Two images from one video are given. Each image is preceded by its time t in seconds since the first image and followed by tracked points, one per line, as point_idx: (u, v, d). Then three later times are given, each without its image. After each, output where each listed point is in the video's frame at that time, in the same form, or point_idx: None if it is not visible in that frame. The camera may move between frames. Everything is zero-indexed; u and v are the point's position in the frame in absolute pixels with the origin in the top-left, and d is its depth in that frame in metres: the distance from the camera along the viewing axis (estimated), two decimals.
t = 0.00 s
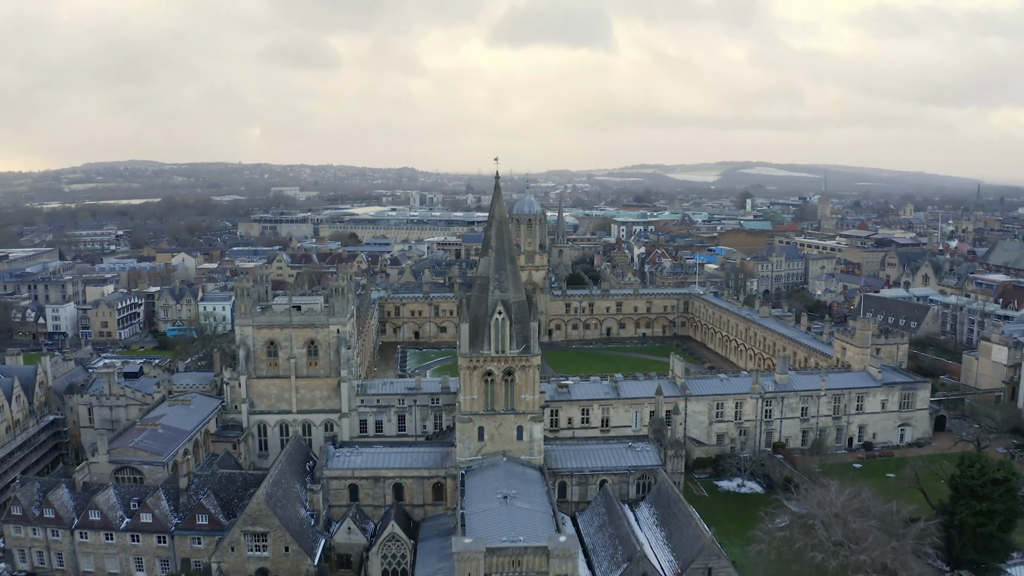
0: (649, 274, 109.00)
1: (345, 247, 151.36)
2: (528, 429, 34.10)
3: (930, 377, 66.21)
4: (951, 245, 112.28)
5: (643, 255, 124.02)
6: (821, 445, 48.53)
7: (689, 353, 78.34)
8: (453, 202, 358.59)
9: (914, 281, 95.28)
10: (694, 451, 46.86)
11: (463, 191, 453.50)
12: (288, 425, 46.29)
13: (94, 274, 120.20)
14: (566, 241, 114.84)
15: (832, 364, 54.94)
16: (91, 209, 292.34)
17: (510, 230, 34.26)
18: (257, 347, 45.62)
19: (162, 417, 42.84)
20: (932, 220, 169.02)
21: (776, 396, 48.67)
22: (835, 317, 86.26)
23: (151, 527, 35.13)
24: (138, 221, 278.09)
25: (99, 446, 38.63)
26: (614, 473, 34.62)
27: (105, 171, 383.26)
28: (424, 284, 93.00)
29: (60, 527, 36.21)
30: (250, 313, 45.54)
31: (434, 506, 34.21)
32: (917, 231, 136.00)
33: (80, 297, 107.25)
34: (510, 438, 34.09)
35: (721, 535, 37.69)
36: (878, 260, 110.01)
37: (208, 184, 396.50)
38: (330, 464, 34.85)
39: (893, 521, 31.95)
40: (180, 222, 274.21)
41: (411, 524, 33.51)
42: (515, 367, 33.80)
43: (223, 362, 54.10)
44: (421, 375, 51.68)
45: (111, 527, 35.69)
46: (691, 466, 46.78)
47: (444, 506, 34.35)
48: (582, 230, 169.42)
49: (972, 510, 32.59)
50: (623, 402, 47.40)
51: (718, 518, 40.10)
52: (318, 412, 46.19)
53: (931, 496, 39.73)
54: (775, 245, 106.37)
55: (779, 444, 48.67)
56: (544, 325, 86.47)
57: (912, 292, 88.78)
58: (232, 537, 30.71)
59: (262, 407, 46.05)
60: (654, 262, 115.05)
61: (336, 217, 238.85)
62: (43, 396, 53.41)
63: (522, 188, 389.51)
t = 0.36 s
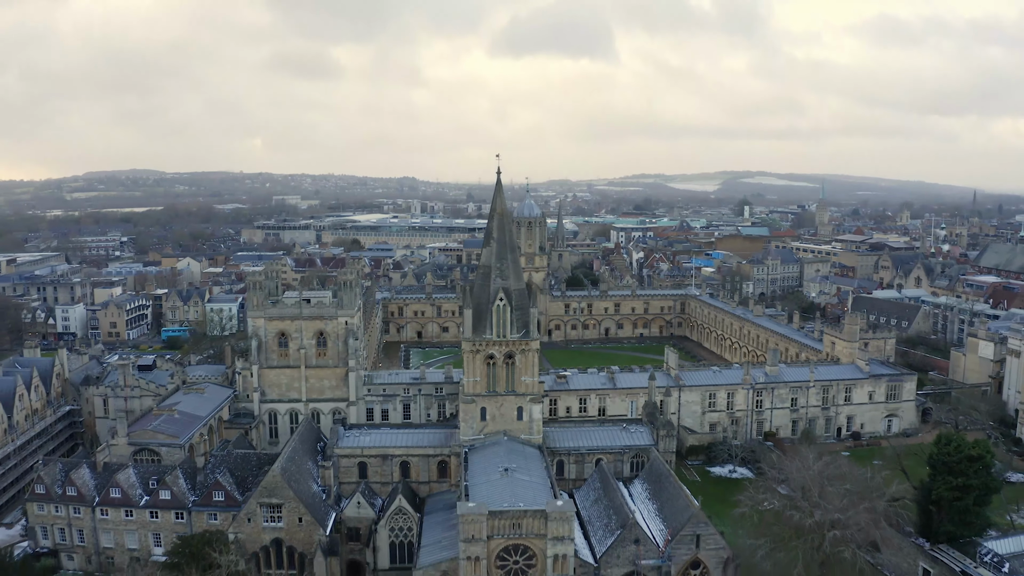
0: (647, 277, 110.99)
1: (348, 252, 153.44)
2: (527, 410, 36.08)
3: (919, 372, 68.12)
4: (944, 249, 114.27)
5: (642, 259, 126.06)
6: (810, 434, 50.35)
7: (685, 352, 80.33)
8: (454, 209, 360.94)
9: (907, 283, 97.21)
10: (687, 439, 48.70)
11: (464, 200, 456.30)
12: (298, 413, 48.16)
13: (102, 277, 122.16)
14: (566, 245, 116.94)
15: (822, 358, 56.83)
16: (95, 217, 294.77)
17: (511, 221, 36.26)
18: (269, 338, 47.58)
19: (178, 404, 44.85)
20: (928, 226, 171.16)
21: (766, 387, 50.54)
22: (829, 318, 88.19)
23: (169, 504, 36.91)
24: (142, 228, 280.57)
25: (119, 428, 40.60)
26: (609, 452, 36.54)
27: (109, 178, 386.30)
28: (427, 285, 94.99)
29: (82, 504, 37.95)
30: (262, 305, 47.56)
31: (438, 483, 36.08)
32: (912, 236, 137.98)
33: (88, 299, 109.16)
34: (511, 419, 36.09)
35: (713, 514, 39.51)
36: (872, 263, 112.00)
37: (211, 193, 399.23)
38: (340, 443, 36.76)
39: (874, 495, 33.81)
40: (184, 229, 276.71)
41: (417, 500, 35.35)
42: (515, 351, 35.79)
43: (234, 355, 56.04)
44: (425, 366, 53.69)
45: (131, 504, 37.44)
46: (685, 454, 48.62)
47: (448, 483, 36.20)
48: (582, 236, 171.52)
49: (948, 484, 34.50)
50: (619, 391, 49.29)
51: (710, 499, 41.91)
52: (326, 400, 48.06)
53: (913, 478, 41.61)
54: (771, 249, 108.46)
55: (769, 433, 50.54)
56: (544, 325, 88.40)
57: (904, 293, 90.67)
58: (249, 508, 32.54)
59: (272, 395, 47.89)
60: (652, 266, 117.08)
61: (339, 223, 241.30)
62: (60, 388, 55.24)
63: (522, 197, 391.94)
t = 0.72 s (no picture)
0: (645, 279, 113.05)
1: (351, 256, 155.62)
2: (527, 390, 38.22)
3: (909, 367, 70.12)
4: (937, 251, 116.35)
5: (640, 262, 128.20)
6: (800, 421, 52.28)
7: (681, 350, 82.50)
8: (455, 216, 363.51)
9: (900, 283, 99.21)
10: (681, 426, 50.61)
11: (465, 207, 458.84)
12: (307, 401, 50.08)
13: (109, 279, 124.31)
14: (566, 248, 119.08)
15: (811, 350, 58.96)
16: (99, 222, 297.28)
17: (511, 213, 38.40)
18: (280, 328, 49.63)
19: (193, 390, 46.99)
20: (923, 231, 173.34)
21: (757, 376, 52.55)
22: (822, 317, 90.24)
23: (187, 480, 38.89)
24: (145, 234, 282.93)
25: (138, 411, 42.62)
26: (605, 431, 38.60)
27: (112, 185, 388.99)
28: (429, 285, 97.09)
29: (103, 481, 39.75)
30: (273, 297, 49.70)
31: (443, 460, 38.20)
32: (906, 239, 140.09)
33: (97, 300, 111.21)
34: (511, 399, 38.23)
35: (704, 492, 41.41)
36: (866, 265, 114.07)
37: (213, 200, 402.10)
38: (350, 422, 38.80)
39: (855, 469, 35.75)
40: (187, 234, 279.14)
41: (422, 475, 37.29)
42: (516, 334, 37.89)
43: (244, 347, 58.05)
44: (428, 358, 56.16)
45: (150, 481, 39.31)
46: (679, 440, 50.54)
47: (452, 460, 38.38)
48: (581, 241, 173.78)
49: (926, 459, 36.48)
50: (615, 379, 51.28)
51: (702, 480, 43.83)
52: (335, 388, 50.06)
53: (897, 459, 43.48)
54: (766, 251, 110.63)
55: (759, 421, 52.52)
56: (544, 323, 90.43)
57: (896, 292, 92.68)
58: (265, 480, 34.54)
59: (282, 383, 49.82)
60: (650, 268, 119.21)
61: (341, 229, 243.64)
62: (76, 378, 57.16)
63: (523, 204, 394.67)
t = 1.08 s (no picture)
0: (643, 280, 115.16)
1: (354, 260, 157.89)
2: (527, 374, 40.34)
3: (899, 362, 72.02)
4: (930, 253, 118.39)
5: (639, 265, 130.33)
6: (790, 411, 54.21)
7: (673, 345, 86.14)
8: (455, 222, 365.97)
9: (893, 284, 101.19)
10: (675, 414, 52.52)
11: (466, 214, 461.91)
12: (316, 390, 52.06)
13: (117, 282, 126.53)
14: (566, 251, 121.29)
15: (803, 344, 61.02)
16: (103, 229, 299.84)
17: (512, 207, 40.57)
18: (290, 320, 51.71)
19: (207, 379, 49.17)
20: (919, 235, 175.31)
21: (748, 367, 54.62)
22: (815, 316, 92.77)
23: (204, 460, 40.90)
24: (149, 240, 285.62)
25: (156, 396, 44.70)
26: (601, 412, 40.67)
27: (116, 192, 391.98)
28: (431, 286, 99.21)
29: (123, 462, 41.50)
30: (284, 290, 51.82)
31: (448, 441, 40.30)
32: (902, 243, 142.17)
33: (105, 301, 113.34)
34: (512, 382, 40.34)
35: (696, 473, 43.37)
36: (860, 267, 116.09)
37: (216, 207, 404.96)
38: (359, 405, 40.87)
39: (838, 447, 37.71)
40: (191, 240, 281.65)
41: (428, 454, 39.28)
42: (517, 321, 39.99)
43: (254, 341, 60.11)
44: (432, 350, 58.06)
45: (169, 461, 41.20)
46: (673, 428, 52.47)
47: (456, 441, 40.43)
48: (581, 246, 176.04)
49: (905, 438, 38.43)
50: (611, 370, 53.22)
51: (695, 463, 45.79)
52: (342, 378, 52.08)
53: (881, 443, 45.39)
54: (761, 253, 112.79)
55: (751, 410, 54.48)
56: (544, 323, 92.53)
57: (889, 293, 94.66)
58: (280, 457, 36.58)
59: (292, 373, 51.83)
60: (648, 271, 121.32)
61: (344, 235, 246.16)
62: (92, 369, 59.14)
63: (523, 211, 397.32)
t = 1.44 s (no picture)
0: (641, 281, 117.23)
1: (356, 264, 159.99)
2: (527, 359, 42.43)
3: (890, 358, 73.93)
4: (924, 254, 120.48)
5: (637, 268, 132.42)
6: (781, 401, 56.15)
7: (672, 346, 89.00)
8: (456, 228, 368.49)
9: (886, 285, 103.18)
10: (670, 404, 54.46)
11: (466, 220, 464.02)
12: (324, 380, 54.04)
13: (125, 284, 128.62)
14: (565, 253, 123.31)
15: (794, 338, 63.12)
16: (106, 234, 302.21)
17: (513, 201, 42.75)
18: (300, 312, 53.76)
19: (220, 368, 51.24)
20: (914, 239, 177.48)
21: (740, 359, 56.69)
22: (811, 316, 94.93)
23: (219, 442, 42.85)
24: (152, 246, 287.62)
25: (173, 383, 46.70)
26: (598, 397, 42.66)
27: (118, 199, 393.94)
28: (434, 287, 101.27)
29: (142, 444, 43.31)
30: (293, 284, 53.91)
31: (452, 423, 42.32)
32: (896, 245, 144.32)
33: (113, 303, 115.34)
34: (513, 367, 42.43)
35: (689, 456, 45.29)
36: (855, 268, 118.14)
37: (218, 214, 407.64)
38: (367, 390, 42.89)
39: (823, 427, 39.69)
40: (194, 246, 283.84)
41: (433, 436, 41.22)
42: (517, 309, 42.07)
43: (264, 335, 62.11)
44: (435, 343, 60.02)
45: (186, 444, 43.09)
46: (668, 417, 54.38)
47: (459, 424, 42.43)
48: (581, 250, 178.21)
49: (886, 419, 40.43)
50: (608, 361, 55.19)
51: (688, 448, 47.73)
52: (349, 368, 54.07)
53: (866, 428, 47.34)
54: (757, 255, 114.93)
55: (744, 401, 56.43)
56: (544, 322, 94.48)
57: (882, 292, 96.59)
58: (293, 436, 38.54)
59: (302, 363, 53.85)
60: (647, 273, 123.40)
61: (346, 240, 248.21)
62: (107, 362, 61.07)
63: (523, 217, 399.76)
